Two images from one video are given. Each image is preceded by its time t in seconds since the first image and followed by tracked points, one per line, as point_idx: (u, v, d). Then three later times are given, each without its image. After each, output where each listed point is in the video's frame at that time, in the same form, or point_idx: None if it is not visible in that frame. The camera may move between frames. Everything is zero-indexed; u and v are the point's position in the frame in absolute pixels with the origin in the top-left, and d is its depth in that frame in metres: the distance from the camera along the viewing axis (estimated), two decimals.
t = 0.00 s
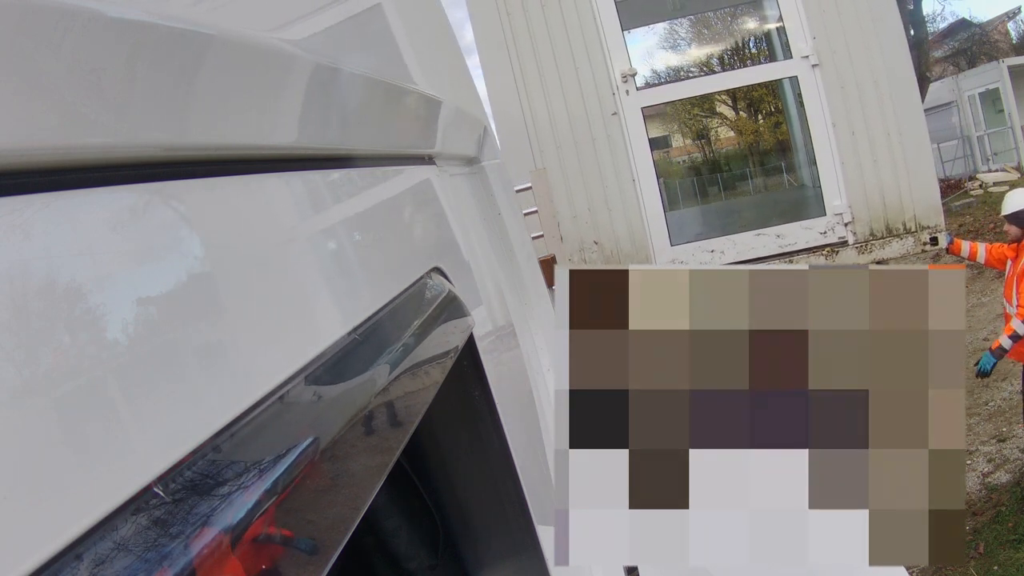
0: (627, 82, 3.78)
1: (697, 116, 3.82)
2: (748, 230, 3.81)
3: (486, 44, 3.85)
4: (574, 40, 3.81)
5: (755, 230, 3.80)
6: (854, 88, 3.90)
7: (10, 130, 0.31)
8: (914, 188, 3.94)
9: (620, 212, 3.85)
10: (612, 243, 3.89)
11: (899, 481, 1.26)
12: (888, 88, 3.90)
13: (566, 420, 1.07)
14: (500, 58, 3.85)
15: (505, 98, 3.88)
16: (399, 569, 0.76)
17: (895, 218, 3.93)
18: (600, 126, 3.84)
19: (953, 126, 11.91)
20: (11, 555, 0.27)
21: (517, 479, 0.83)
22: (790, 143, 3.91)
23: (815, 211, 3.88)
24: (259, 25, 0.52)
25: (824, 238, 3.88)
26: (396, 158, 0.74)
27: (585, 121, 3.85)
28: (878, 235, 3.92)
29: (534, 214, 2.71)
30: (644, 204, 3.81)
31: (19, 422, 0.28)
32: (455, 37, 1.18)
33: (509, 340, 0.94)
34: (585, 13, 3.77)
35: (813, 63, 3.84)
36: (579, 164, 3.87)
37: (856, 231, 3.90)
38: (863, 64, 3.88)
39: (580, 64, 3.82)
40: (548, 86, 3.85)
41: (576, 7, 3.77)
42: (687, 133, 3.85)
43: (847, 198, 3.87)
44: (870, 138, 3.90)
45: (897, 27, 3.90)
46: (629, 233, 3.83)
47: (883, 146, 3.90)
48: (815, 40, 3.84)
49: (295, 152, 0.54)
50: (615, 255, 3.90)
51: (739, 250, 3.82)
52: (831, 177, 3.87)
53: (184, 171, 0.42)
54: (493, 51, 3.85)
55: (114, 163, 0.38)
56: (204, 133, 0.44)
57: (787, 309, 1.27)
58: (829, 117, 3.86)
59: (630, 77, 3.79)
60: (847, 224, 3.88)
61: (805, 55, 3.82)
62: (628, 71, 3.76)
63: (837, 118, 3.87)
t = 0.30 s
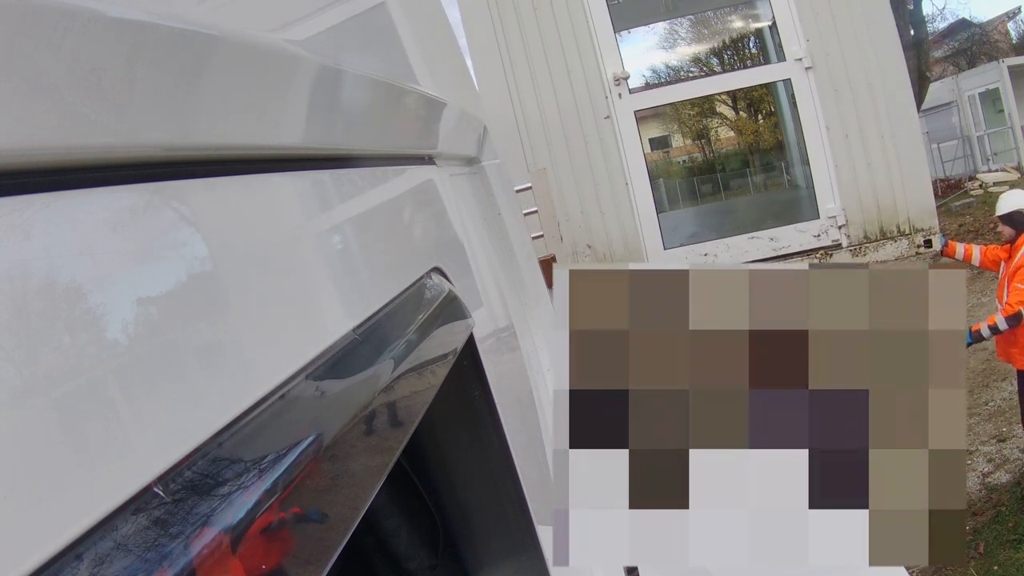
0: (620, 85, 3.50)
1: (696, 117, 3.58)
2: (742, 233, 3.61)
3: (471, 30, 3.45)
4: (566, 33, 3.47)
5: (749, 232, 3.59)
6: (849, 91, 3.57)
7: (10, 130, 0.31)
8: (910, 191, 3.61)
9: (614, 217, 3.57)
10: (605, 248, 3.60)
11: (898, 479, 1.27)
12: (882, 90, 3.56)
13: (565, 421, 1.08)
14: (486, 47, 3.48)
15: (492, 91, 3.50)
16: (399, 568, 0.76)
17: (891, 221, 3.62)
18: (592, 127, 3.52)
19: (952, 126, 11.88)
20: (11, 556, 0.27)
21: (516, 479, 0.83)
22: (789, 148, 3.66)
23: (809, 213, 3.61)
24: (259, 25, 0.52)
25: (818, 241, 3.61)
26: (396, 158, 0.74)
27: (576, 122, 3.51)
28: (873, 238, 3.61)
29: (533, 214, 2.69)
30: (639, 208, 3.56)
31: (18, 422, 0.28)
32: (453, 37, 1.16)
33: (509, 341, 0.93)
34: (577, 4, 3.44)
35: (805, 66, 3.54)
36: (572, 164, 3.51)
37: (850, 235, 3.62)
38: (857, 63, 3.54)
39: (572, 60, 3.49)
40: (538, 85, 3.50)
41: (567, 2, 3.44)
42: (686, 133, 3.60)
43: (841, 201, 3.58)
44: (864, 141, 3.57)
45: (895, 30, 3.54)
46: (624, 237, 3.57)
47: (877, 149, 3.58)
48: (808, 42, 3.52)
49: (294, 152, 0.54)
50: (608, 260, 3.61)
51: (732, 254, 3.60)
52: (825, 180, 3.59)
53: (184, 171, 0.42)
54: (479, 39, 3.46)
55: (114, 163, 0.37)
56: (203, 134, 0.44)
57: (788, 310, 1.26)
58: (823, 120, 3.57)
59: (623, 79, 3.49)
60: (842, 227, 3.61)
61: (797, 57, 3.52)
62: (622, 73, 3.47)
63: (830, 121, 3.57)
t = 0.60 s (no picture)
0: (612, 88, 3.42)
1: (696, 117, 3.48)
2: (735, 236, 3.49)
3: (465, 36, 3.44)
4: (557, 36, 3.42)
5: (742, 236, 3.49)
6: (842, 94, 3.53)
7: (10, 131, 0.31)
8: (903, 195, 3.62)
9: (605, 219, 3.52)
10: (598, 251, 3.56)
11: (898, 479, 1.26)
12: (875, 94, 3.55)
13: (566, 421, 1.07)
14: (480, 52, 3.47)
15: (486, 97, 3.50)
16: (399, 569, 0.75)
17: (883, 224, 3.61)
18: (584, 131, 3.48)
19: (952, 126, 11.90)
20: (11, 555, 0.27)
21: (516, 479, 0.83)
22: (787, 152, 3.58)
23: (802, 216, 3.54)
24: (259, 25, 0.52)
25: (812, 245, 3.53)
26: (396, 158, 0.74)
27: (568, 125, 3.48)
28: (866, 241, 3.59)
29: (534, 215, 2.69)
30: (630, 209, 3.49)
31: (19, 422, 0.28)
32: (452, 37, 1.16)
33: (509, 342, 0.94)
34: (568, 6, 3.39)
35: (798, 69, 3.49)
36: (562, 166, 3.47)
37: (843, 237, 3.56)
38: (850, 67, 3.51)
39: (564, 62, 3.43)
40: (530, 86, 3.46)
41: (559, 3, 3.39)
42: (686, 133, 3.49)
43: (834, 204, 3.54)
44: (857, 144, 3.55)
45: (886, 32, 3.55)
46: (614, 239, 3.51)
47: (870, 152, 3.56)
48: (802, 44, 3.47)
49: (294, 152, 0.54)
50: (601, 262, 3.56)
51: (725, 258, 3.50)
52: (818, 182, 3.54)
53: (185, 171, 0.42)
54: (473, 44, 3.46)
55: (114, 163, 0.37)
56: (202, 133, 0.44)
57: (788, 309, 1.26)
58: (816, 123, 3.52)
59: (616, 82, 3.42)
60: (834, 230, 3.55)
61: (791, 59, 3.46)
62: (614, 76, 3.40)
63: (824, 124, 3.53)
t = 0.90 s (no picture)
0: (603, 90, 3.36)
1: (697, 117, 3.41)
2: (727, 238, 3.45)
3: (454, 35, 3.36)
4: (548, 37, 3.37)
5: (734, 239, 3.45)
6: (834, 96, 3.48)
7: (10, 130, 0.31)
8: (896, 197, 3.57)
9: (596, 222, 3.48)
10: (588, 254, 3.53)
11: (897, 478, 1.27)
12: (869, 95, 3.50)
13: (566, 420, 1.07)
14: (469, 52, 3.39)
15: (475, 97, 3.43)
16: (399, 569, 0.75)
17: (876, 226, 3.57)
18: (575, 134, 3.42)
19: (952, 125, 11.89)
20: (11, 556, 0.27)
21: (516, 479, 0.83)
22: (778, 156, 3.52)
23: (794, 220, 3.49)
24: (258, 25, 0.52)
25: (804, 248, 3.49)
26: (397, 158, 0.74)
27: (558, 128, 3.42)
28: (859, 243, 3.54)
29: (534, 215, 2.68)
30: (622, 212, 3.47)
31: (18, 421, 0.28)
32: (450, 36, 1.16)
33: (509, 343, 0.94)
34: (559, 8, 3.34)
35: (791, 71, 3.43)
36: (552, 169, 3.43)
37: (835, 240, 3.52)
38: (843, 69, 3.46)
39: (554, 64, 3.38)
40: (520, 88, 3.40)
41: (550, 2, 3.33)
42: (686, 133, 3.44)
43: (826, 206, 3.49)
44: (850, 146, 3.50)
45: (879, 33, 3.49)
46: (605, 241, 3.49)
47: (863, 154, 3.51)
48: (794, 47, 3.43)
49: (294, 152, 0.54)
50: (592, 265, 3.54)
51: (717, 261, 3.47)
52: (810, 180, 3.48)
53: (185, 171, 0.42)
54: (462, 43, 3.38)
55: (114, 163, 0.37)
56: (202, 133, 0.44)
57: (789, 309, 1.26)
58: (809, 126, 3.48)
59: (607, 85, 3.37)
60: (827, 233, 3.50)
61: (784, 62, 3.42)
62: (605, 79, 3.34)
63: (816, 126, 3.48)
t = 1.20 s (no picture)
0: (594, 92, 3.38)
1: (697, 117, 3.40)
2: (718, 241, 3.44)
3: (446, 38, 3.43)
4: (539, 39, 3.41)
5: (724, 242, 3.44)
6: (827, 97, 3.49)
7: (10, 130, 0.31)
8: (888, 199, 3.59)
9: (586, 223, 3.48)
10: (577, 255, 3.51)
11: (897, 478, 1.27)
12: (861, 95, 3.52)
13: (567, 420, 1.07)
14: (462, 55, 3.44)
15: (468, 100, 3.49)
16: (399, 569, 0.75)
17: (868, 229, 3.59)
18: (565, 136, 3.45)
19: (952, 126, 11.90)
20: (11, 555, 0.27)
21: (516, 479, 0.83)
22: (768, 158, 3.52)
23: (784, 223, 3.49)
24: (258, 25, 0.52)
25: (796, 251, 3.49)
26: (397, 157, 0.74)
27: (549, 129, 3.46)
28: (851, 247, 3.56)
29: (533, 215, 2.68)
30: (612, 212, 3.45)
31: (18, 421, 0.28)
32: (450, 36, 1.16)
33: (509, 343, 0.93)
34: (550, 10, 3.38)
35: (783, 73, 3.44)
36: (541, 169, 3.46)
37: (827, 244, 3.53)
38: (835, 70, 3.48)
39: (545, 66, 3.42)
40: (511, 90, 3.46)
41: (541, 3, 3.38)
42: (686, 133, 3.40)
43: (818, 209, 3.50)
44: (842, 147, 3.52)
45: (871, 36, 3.50)
46: (595, 240, 3.48)
47: (856, 156, 3.53)
48: (786, 48, 3.44)
49: (295, 152, 0.54)
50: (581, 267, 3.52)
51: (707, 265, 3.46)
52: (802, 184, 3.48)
53: (185, 171, 0.42)
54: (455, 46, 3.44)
55: (114, 163, 0.37)
56: (203, 133, 0.44)
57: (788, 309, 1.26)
58: (800, 128, 3.48)
59: (598, 86, 3.38)
60: (819, 236, 3.52)
61: (776, 63, 3.42)
62: (596, 80, 3.35)
63: (808, 128, 3.49)
